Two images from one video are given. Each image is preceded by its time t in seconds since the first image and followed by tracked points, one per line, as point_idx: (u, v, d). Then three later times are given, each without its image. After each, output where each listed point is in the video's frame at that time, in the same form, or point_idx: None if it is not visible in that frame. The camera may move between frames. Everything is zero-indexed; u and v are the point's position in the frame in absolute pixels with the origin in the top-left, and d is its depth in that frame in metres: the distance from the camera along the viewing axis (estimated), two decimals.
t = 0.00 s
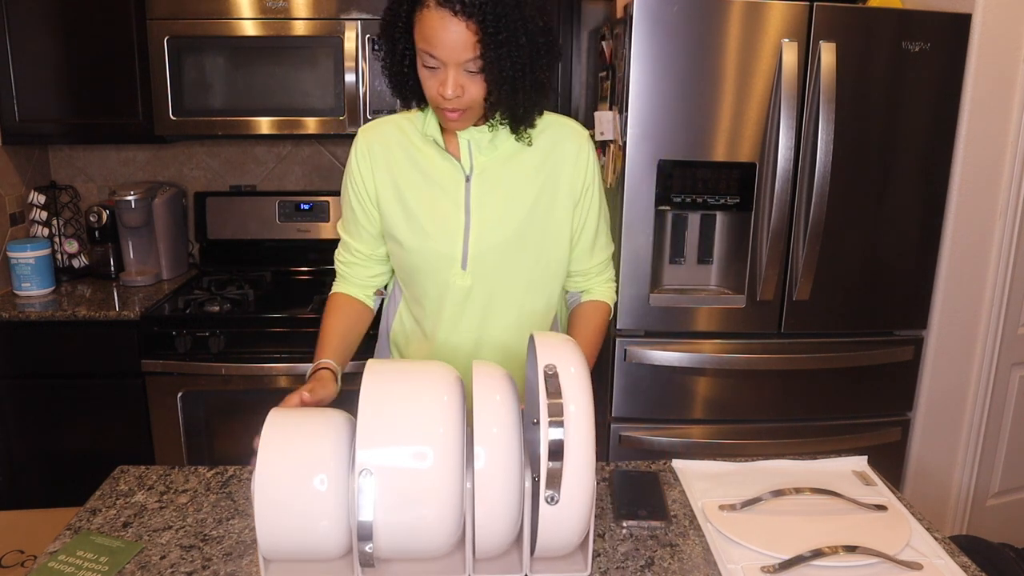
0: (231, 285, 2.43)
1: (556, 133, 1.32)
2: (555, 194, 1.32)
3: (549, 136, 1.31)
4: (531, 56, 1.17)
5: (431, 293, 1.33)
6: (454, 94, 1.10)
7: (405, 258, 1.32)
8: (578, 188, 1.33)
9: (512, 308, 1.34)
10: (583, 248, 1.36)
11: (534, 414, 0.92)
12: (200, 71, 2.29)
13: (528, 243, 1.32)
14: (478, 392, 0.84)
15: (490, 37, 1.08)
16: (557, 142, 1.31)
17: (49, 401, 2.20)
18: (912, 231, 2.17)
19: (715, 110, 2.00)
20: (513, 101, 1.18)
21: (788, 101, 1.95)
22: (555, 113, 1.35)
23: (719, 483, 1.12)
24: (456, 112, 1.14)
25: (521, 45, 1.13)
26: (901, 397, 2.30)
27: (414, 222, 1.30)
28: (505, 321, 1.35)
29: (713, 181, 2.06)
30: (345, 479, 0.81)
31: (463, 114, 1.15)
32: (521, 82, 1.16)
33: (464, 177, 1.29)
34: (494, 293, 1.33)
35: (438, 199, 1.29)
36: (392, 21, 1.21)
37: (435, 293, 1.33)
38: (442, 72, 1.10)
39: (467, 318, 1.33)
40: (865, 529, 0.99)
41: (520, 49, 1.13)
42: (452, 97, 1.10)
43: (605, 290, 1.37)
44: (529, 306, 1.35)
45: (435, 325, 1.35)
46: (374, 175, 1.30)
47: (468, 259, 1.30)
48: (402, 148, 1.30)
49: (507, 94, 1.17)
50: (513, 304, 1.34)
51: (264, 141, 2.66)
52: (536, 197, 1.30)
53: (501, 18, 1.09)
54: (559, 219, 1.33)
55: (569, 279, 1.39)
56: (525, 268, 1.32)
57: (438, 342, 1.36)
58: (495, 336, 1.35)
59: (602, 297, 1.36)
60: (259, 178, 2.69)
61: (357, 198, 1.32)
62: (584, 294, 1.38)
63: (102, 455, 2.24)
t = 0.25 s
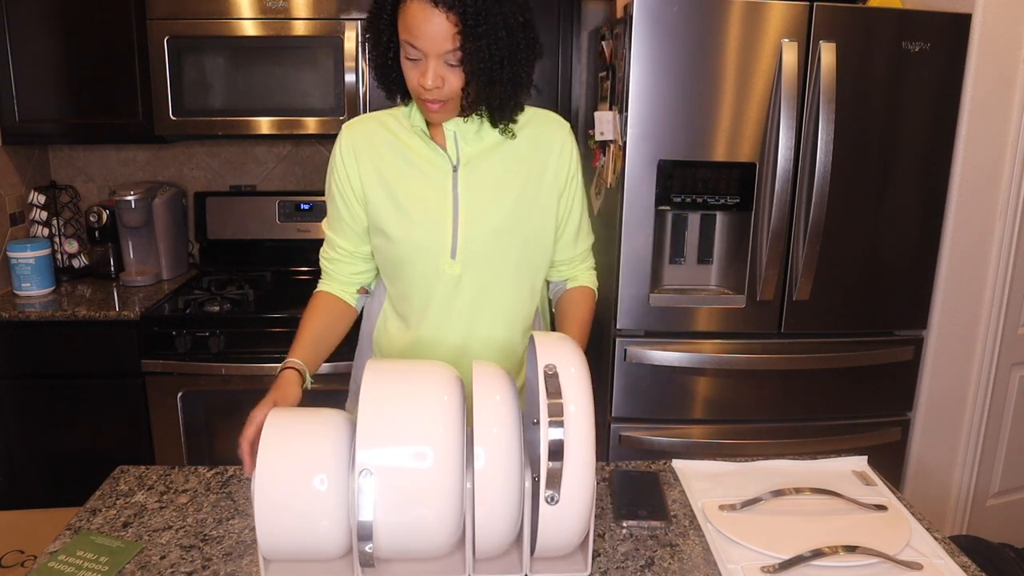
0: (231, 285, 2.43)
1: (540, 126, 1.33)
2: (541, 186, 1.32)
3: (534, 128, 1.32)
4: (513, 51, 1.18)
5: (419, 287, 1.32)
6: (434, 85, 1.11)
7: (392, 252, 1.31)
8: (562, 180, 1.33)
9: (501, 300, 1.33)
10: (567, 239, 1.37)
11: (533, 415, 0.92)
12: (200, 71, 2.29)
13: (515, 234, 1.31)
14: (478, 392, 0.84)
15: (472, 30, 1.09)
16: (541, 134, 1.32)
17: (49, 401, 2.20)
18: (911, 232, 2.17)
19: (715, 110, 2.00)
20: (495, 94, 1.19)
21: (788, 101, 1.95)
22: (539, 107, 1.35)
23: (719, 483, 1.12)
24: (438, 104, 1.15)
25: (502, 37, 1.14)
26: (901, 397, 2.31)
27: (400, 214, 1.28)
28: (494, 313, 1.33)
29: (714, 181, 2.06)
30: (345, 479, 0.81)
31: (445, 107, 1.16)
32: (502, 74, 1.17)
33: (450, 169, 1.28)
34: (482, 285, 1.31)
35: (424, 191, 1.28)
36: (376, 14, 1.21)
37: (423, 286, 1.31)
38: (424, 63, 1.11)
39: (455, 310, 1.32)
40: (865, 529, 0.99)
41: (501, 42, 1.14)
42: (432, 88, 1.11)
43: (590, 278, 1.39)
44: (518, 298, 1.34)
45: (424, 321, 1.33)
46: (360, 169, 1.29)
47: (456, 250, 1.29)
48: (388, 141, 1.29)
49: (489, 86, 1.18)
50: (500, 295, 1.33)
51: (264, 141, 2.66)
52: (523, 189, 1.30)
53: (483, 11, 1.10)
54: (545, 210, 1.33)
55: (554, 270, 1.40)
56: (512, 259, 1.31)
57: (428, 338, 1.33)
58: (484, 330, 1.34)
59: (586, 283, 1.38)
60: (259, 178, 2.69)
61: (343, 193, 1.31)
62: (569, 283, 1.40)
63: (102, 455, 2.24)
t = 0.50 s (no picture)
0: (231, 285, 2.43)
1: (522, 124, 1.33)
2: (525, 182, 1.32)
3: (515, 126, 1.33)
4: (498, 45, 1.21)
5: (406, 285, 1.29)
6: (425, 81, 1.12)
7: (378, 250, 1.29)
8: (544, 177, 1.34)
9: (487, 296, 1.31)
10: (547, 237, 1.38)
11: (533, 415, 0.93)
12: (200, 71, 2.29)
13: (501, 230, 1.30)
14: (478, 393, 0.84)
15: (461, 25, 1.12)
16: (522, 132, 1.33)
17: (49, 401, 2.20)
18: (911, 232, 2.17)
19: (715, 110, 2.00)
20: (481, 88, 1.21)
21: (788, 101, 1.95)
22: (519, 108, 1.36)
23: (719, 483, 1.12)
24: (428, 102, 1.16)
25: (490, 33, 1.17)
26: (901, 397, 2.31)
27: (385, 210, 1.27)
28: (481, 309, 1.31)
29: (714, 181, 2.06)
30: (345, 479, 0.81)
31: (435, 105, 1.17)
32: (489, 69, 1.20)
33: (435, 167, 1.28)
34: (468, 281, 1.30)
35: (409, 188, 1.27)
36: (363, 13, 1.23)
37: (410, 283, 1.29)
38: (414, 60, 1.13)
39: (440, 306, 1.29)
40: (865, 529, 0.99)
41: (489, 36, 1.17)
42: (423, 83, 1.12)
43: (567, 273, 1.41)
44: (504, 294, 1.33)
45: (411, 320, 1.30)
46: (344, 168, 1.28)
47: (442, 245, 1.27)
48: (372, 141, 1.29)
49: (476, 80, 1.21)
50: (485, 292, 1.31)
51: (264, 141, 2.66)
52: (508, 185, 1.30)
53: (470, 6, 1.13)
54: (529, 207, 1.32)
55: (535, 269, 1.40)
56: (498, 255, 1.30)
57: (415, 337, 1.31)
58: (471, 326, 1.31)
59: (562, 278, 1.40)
60: (259, 178, 2.69)
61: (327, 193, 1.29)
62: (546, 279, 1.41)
63: (102, 454, 2.24)
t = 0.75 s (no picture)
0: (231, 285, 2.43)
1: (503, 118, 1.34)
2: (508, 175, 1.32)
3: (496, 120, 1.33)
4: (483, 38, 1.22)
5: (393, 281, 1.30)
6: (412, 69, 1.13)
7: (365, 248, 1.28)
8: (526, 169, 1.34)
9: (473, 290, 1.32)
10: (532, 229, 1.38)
11: (533, 415, 0.93)
12: (200, 71, 2.29)
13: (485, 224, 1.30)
14: (477, 393, 0.84)
15: (447, 14, 1.13)
16: (503, 125, 1.33)
17: (48, 401, 2.20)
18: (911, 232, 2.17)
19: (715, 110, 2.00)
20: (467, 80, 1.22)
21: (788, 101, 1.95)
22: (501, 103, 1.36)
23: (719, 483, 1.12)
24: (413, 91, 1.17)
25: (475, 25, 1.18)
26: (901, 397, 2.31)
27: (370, 208, 1.26)
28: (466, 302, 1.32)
29: (714, 182, 2.06)
30: (345, 479, 0.81)
31: (420, 94, 1.18)
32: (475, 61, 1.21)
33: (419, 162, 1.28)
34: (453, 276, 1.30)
35: (393, 184, 1.27)
36: (347, 7, 1.24)
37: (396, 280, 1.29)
38: (400, 49, 1.13)
39: (427, 303, 1.31)
40: (865, 528, 0.99)
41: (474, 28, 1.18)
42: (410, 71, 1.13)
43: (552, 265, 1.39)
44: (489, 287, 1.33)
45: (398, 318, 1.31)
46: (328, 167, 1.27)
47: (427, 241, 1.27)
48: (355, 138, 1.28)
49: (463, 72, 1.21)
50: (472, 286, 1.32)
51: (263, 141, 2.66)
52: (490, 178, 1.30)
53: None
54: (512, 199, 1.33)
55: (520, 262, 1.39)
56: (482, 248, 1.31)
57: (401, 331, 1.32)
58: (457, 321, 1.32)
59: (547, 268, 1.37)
60: (259, 178, 2.69)
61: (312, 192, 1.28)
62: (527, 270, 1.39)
63: (102, 454, 2.24)
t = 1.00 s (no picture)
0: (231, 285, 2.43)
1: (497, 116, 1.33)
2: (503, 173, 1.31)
3: (490, 119, 1.32)
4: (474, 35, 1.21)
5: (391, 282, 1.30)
6: (404, 65, 1.13)
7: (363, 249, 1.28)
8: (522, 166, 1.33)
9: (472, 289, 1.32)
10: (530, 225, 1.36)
11: (534, 415, 0.93)
12: (200, 71, 2.29)
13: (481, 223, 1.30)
14: (477, 393, 0.84)
15: (438, 9, 1.12)
16: (498, 123, 1.32)
17: (48, 401, 2.20)
18: (911, 232, 2.17)
19: (715, 110, 2.00)
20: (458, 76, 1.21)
21: (788, 101, 1.95)
22: (495, 101, 1.36)
23: (720, 483, 1.12)
24: (406, 86, 1.16)
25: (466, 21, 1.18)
26: (901, 397, 2.31)
27: (367, 210, 1.27)
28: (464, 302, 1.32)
29: (714, 182, 2.06)
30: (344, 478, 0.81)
31: (413, 90, 1.17)
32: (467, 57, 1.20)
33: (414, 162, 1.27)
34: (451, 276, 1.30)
35: (389, 185, 1.27)
36: (338, 8, 1.25)
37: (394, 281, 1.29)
38: (392, 45, 1.13)
39: (426, 304, 1.31)
40: (865, 528, 0.99)
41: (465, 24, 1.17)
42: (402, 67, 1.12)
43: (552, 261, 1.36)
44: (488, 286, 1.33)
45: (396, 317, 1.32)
46: (323, 170, 1.27)
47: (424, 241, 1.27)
48: (350, 140, 1.28)
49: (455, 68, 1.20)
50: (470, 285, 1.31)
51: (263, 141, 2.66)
52: (486, 177, 1.30)
53: None
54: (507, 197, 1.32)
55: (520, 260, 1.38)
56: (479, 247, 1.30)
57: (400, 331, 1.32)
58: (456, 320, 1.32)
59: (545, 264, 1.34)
60: (259, 178, 2.69)
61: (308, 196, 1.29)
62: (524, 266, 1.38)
63: (102, 454, 2.24)
